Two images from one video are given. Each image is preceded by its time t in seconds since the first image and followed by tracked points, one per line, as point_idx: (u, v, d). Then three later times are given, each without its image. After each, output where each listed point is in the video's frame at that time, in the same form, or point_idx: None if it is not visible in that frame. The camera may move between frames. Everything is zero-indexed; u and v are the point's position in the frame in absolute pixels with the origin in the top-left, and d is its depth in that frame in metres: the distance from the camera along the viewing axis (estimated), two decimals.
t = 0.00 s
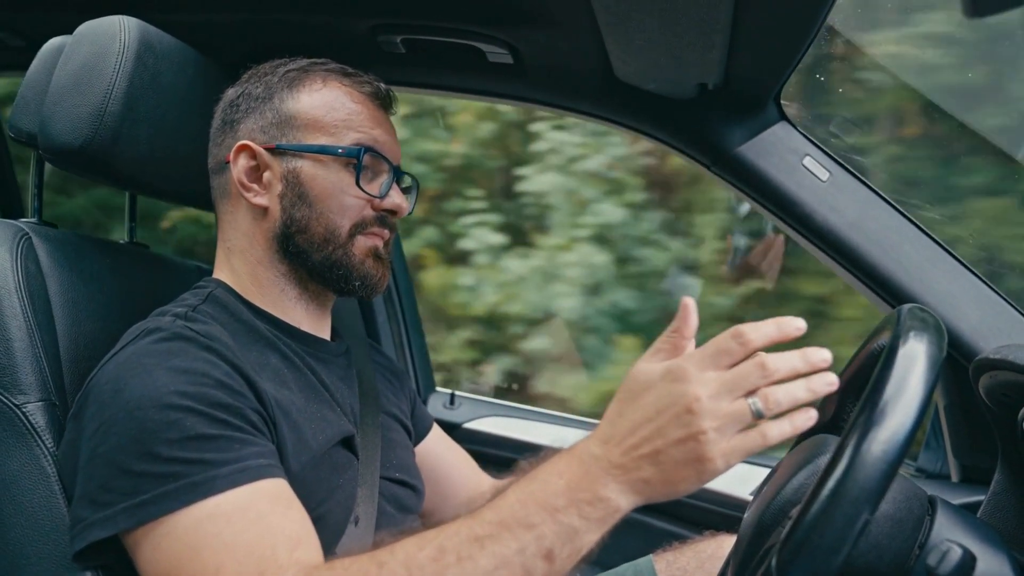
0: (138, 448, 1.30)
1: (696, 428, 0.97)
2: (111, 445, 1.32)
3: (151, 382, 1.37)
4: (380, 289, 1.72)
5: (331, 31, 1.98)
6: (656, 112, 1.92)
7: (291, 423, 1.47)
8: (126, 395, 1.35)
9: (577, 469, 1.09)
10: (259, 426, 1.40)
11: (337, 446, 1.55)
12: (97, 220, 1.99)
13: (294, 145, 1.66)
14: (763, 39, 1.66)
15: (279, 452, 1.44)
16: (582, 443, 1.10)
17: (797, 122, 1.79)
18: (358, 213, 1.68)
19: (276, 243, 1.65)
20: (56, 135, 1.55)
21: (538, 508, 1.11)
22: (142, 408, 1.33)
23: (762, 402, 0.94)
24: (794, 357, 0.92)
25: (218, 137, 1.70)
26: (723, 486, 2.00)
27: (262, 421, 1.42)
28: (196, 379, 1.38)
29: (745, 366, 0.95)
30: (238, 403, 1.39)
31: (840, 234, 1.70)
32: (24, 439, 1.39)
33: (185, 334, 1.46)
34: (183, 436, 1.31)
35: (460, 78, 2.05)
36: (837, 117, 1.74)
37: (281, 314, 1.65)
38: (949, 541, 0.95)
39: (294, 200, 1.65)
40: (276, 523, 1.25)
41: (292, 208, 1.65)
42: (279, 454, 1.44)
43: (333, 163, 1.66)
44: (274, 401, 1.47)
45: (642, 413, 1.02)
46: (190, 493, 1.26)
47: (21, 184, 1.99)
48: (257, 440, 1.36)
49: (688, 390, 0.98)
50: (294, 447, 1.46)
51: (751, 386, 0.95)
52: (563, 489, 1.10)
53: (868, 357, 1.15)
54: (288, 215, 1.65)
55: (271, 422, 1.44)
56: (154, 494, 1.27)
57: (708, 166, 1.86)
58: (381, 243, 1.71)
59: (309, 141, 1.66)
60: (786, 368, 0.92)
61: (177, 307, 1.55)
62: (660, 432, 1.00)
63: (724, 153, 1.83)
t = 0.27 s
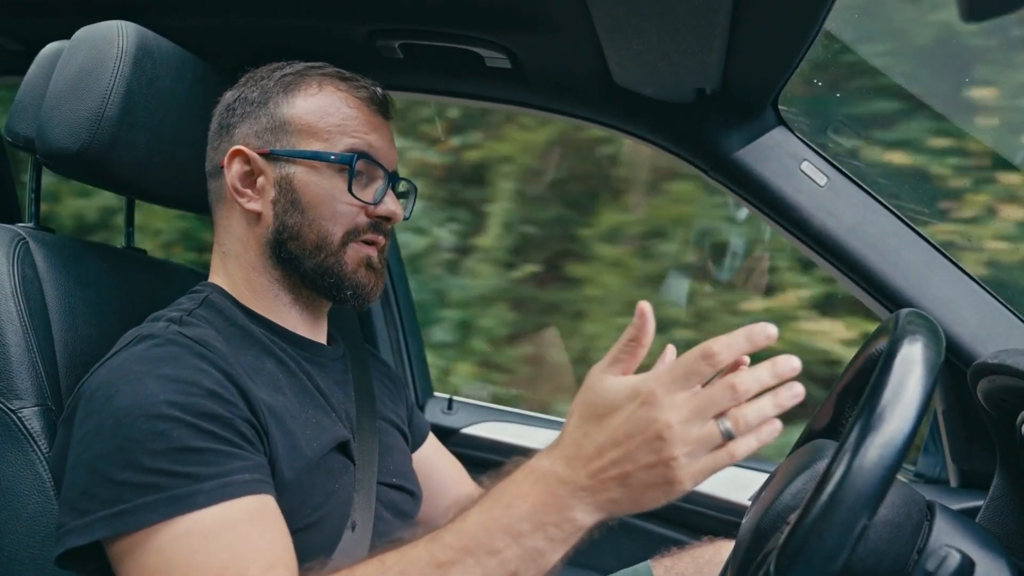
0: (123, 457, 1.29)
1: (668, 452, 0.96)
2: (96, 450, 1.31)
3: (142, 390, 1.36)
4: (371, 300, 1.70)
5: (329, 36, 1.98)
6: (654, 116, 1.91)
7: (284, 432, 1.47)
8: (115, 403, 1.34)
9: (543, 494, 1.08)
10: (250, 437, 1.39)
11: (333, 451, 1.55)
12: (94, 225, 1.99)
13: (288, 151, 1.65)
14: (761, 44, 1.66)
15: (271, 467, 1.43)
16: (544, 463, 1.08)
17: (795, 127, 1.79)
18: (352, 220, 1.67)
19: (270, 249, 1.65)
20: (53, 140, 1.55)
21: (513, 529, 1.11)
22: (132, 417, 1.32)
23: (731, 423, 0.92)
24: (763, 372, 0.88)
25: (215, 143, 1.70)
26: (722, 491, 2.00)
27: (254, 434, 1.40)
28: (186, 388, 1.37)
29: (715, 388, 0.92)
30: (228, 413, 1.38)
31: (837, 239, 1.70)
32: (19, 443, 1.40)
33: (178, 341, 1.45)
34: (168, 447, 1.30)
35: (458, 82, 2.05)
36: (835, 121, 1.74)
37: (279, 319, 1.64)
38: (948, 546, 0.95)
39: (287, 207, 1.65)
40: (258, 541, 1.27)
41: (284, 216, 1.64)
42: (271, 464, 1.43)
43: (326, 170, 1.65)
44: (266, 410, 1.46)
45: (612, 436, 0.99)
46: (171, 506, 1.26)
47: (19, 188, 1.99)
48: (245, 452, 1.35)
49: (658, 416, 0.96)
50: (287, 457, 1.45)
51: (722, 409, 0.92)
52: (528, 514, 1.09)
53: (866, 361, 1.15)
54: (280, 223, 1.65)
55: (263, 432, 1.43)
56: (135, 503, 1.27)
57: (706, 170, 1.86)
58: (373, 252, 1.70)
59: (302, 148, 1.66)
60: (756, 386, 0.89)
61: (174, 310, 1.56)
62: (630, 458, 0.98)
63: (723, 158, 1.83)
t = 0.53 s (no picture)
0: (111, 458, 1.29)
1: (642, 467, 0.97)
2: (85, 450, 1.31)
3: (134, 393, 1.35)
4: (379, 297, 1.71)
5: (325, 36, 1.98)
6: (652, 116, 1.91)
7: (280, 435, 1.46)
8: (108, 405, 1.33)
9: (514, 511, 1.09)
10: (244, 441, 1.38)
11: (331, 453, 1.54)
12: (88, 225, 1.98)
13: (292, 151, 1.65)
14: (759, 44, 1.65)
15: (266, 470, 1.42)
16: (510, 477, 1.10)
17: (794, 127, 1.78)
18: (357, 218, 1.67)
19: (273, 250, 1.64)
20: (48, 140, 1.54)
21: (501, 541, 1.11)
22: (123, 419, 1.31)
23: (704, 439, 0.93)
24: (737, 387, 0.89)
25: (212, 144, 1.69)
26: (720, 492, 1.99)
27: (249, 439, 1.39)
28: (180, 391, 1.36)
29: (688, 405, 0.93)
30: (222, 417, 1.37)
31: (836, 240, 1.70)
32: (14, 445, 1.40)
33: (173, 343, 1.44)
34: (158, 452, 1.29)
35: (456, 83, 2.04)
36: (833, 122, 1.73)
37: (278, 320, 1.63)
38: (948, 549, 0.94)
39: (293, 207, 1.64)
40: (249, 547, 1.28)
41: (291, 215, 1.64)
42: (266, 469, 1.42)
43: (331, 168, 1.65)
44: (262, 413, 1.45)
45: (583, 455, 1.00)
46: (156, 511, 1.26)
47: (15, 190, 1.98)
48: (235, 459, 1.34)
49: (632, 436, 0.96)
50: (284, 459, 1.44)
51: (693, 426, 0.93)
52: (499, 531, 1.10)
53: (867, 361, 1.14)
54: (286, 222, 1.64)
55: (258, 436, 1.42)
56: (120, 506, 1.26)
57: (704, 171, 1.85)
58: (377, 251, 1.70)
59: (306, 147, 1.65)
60: (730, 403, 0.90)
61: (171, 311, 1.55)
62: (603, 476, 0.99)
63: (721, 159, 1.83)
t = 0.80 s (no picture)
0: (107, 456, 1.29)
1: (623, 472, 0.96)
2: (82, 446, 1.31)
3: (132, 390, 1.35)
4: (381, 296, 1.71)
5: (325, 34, 1.97)
6: (652, 115, 1.91)
7: (280, 433, 1.45)
8: (106, 402, 1.33)
9: (495, 517, 1.08)
10: (242, 440, 1.37)
11: (332, 451, 1.53)
12: (87, 224, 1.98)
13: (295, 149, 1.65)
14: (760, 43, 1.65)
15: (265, 468, 1.42)
16: (493, 482, 1.10)
17: (795, 126, 1.78)
18: (360, 217, 1.67)
19: (275, 248, 1.64)
20: (47, 138, 1.54)
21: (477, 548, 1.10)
22: (120, 417, 1.31)
23: (684, 444, 0.93)
24: (717, 392, 0.89)
25: (212, 142, 1.69)
26: (720, 491, 1.99)
27: (248, 438, 1.39)
28: (178, 390, 1.36)
29: (669, 412, 0.92)
30: (220, 416, 1.36)
31: (837, 239, 1.70)
32: (13, 443, 1.39)
33: (173, 341, 1.44)
34: (155, 451, 1.29)
35: (456, 82, 2.04)
36: (834, 121, 1.73)
37: (279, 318, 1.63)
38: (949, 548, 0.94)
39: (297, 205, 1.64)
40: (242, 544, 1.28)
41: (295, 213, 1.64)
42: (265, 468, 1.42)
43: (335, 166, 1.65)
44: (261, 411, 1.44)
45: (565, 462, 0.99)
46: (151, 510, 1.26)
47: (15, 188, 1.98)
48: (232, 460, 1.34)
49: (613, 443, 0.95)
50: (284, 457, 1.44)
51: (672, 432, 0.92)
52: (480, 536, 1.10)
53: (868, 361, 1.14)
54: (290, 220, 1.64)
55: (257, 435, 1.42)
56: (114, 504, 1.26)
57: (705, 170, 1.85)
58: (380, 250, 1.71)
59: (309, 145, 1.65)
60: (711, 408, 0.89)
61: (172, 308, 1.55)
62: (585, 482, 0.99)
63: (722, 157, 1.83)
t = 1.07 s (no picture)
0: (102, 454, 1.28)
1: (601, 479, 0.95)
2: (77, 444, 1.30)
3: (130, 388, 1.34)
4: (381, 294, 1.71)
5: (324, 34, 1.98)
6: (651, 113, 1.91)
7: (279, 432, 1.45)
8: (103, 400, 1.33)
9: (474, 523, 1.07)
10: (239, 440, 1.37)
11: (331, 449, 1.53)
12: (87, 223, 1.98)
13: (296, 148, 1.65)
14: (759, 42, 1.65)
15: (263, 468, 1.42)
16: (471, 489, 1.09)
17: (795, 125, 1.78)
18: (360, 216, 1.67)
19: (276, 247, 1.64)
20: (47, 137, 1.54)
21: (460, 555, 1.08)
22: (117, 415, 1.31)
23: (663, 448, 0.92)
24: (694, 398, 0.88)
25: (212, 141, 1.69)
26: (720, 490, 1.99)
27: (246, 438, 1.39)
28: (175, 389, 1.36)
29: (647, 420, 0.91)
30: (218, 416, 1.36)
31: (836, 237, 1.70)
32: (12, 442, 1.40)
33: (171, 339, 1.44)
34: (150, 450, 1.29)
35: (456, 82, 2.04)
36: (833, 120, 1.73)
37: (279, 317, 1.63)
38: (947, 544, 0.94)
39: (298, 204, 1.64)
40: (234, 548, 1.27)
41: (296, 212, 1.64)
42: (263, 467, 1.42)
43: (335, 166, 1.65)
44: (259, 411, 1.44)
45: (543, 469, 0.98)
46: (145, 509, 1.25)
47: (14, 188, 1.98)
48: (227, 461, 1.33)
49: (591, 451, 0.94)
50: (282, 456, 1.44)
51: (651, 438, 0.91)
52: (460, 542, 1.09)
53: (867, 358, 1.14)
54: (291, 219, 1.64)
55: (255, 434, 1.42)
56: (108, 502, 1.26)
57: (704, 168, 1.85)
58: (380, 249, 1.71)
59: (310, 145, 1.66)
60: (689, 414, 0.88)
61: (171, 307, 1.55)
62: (564, 489, 0.97)
63: (721, 156, 1.83)
